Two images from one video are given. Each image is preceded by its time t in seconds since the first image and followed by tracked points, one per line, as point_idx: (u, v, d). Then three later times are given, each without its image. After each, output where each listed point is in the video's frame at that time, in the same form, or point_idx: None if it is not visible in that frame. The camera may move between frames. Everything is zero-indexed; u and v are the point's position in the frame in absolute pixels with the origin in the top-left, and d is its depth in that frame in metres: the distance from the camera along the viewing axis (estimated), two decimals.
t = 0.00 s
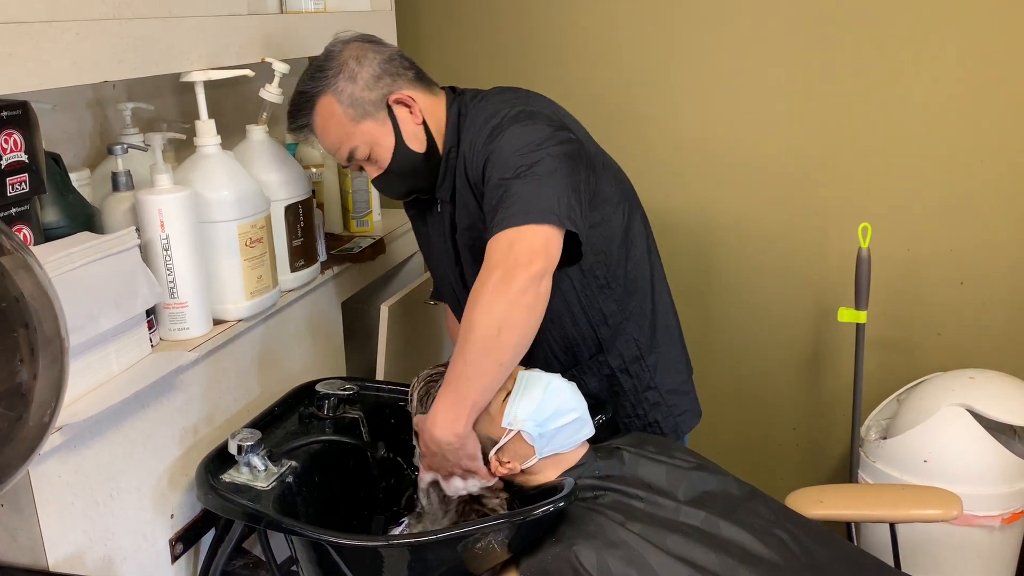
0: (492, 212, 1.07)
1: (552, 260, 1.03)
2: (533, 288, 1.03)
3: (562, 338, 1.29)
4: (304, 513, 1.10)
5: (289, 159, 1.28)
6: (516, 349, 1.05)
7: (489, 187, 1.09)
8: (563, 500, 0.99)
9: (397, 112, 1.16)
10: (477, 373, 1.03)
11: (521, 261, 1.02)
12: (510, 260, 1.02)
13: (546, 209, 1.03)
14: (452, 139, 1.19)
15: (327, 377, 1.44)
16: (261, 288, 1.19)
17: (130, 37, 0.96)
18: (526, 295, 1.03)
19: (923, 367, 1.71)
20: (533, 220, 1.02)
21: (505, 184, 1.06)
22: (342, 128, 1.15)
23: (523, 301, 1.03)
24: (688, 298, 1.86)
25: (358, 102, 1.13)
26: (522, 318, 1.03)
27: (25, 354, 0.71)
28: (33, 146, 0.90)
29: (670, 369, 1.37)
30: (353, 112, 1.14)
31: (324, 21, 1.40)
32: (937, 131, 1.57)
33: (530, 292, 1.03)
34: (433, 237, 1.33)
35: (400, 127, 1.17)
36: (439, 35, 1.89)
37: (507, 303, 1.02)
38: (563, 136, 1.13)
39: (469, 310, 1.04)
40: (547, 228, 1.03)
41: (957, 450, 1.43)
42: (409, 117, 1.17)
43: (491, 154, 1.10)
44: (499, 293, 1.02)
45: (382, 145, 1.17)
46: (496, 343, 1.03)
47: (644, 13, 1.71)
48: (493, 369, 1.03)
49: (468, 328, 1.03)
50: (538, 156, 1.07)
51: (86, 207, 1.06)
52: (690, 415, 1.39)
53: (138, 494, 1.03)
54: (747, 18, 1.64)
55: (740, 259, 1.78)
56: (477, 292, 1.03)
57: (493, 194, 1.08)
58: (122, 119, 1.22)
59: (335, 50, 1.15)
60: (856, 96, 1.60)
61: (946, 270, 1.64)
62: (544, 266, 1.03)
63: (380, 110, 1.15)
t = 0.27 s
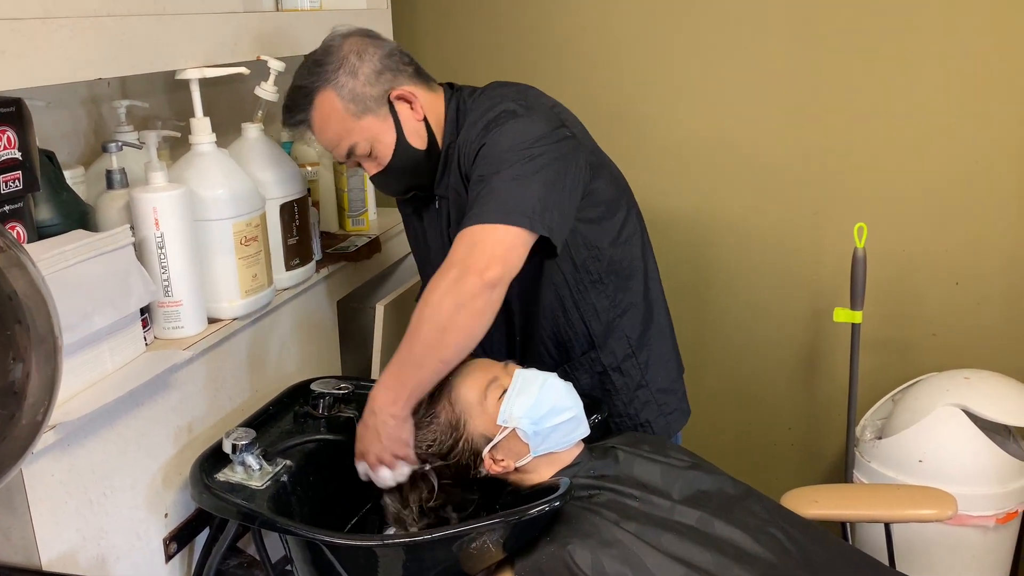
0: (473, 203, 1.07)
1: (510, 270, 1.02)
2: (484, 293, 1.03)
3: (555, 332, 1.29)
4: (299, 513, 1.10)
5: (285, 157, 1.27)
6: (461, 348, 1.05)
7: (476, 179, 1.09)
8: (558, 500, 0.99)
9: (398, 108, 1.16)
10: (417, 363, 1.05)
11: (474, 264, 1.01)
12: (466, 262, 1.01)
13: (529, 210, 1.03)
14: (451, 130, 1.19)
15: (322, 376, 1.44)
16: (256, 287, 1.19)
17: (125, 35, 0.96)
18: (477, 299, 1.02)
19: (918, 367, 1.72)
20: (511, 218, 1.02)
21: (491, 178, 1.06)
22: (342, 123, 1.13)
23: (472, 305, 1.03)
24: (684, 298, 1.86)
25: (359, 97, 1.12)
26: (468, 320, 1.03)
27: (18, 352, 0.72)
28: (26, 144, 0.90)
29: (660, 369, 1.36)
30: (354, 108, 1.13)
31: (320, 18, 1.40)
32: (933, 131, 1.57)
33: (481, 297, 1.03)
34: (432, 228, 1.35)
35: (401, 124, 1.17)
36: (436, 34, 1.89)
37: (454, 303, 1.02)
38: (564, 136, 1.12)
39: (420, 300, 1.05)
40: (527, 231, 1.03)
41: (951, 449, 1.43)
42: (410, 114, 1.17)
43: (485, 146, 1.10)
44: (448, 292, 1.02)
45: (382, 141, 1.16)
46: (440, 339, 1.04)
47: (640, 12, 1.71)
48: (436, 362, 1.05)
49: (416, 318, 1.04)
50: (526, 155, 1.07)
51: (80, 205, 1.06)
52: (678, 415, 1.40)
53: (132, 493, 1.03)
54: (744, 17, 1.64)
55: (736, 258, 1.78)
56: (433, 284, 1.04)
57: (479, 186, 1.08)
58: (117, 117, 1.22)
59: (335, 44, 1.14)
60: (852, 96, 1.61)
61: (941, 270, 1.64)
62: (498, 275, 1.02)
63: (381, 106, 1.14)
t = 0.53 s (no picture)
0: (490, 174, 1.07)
1: (516, 265, 1.05)
2: (492, 282, 1.06)
3: (552, 323, 1.28)
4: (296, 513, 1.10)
5: (283, 157, 1.27)
6: (468, 323, 1.10)
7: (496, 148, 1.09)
8: (556, 500, 0.99)
9: (430, 84, 1.14)
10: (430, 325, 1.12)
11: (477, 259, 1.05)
12: (477, 249, 1.04)
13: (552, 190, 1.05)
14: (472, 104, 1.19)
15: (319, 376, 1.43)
16: (253, 286, 1.19)
17: (121, 34, 0.96)
18: (483, 287, 1.06)
19: (916, 367, 1.72)
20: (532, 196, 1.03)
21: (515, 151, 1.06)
22: (380, 95, 1.08)
23: (480, 290, 1.06)
24: (682, 298, 1.86)
25: (395, 69, 1.08)
26: (474, 302, 1.07)
27: (14, 352, 0.71)
28: (22, 143, 0.90)
29: (649, 375, 1.36)
30: (390, 80, 1.08)
31: (317, 18, 1.40)
32: (931, 131, 1.58)
33: (487, 285, 1.06)
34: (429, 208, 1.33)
35: (431, 99, 1.14)
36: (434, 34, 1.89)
37: (462, 285, 1.06)
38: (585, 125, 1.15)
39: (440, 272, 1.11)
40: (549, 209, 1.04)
41: (949, 449, 1.43)
42: (440, 90, 1.15)
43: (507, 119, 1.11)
44: (459, 273, 1.06)
45: (412, 116, 1.13)
46: (450, 312, 1.09)
47: (638, 13, 1.71)
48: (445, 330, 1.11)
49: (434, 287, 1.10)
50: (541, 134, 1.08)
51: (77, 205, 1.05)
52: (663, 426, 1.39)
53: (129, 493, 1.03)
54: (742, 18, 1.64)
55: (735, 259, 1.78)
56: (448, 262, 1.08)
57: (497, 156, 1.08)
58: (113, 116, 1.21)
59: (366, 11, 1.08)
60: (850, 97, 1.61)
61: (939, 271, 1.64)
62: (506, 268, 1.05)
63: (415, 80, 1.11)
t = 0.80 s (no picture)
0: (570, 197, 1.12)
1: (617, 294, 1.14)
2: (593, 308, 1.14)
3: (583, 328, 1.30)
4: (296, 513, 1.10)
5: (283, 156, 1.27)
6: (561, 347, 1.17)
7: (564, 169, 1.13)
8: (557, 499, 0.98)
9: (456, 70, 1.15)
10: (528, 348, 1.19)
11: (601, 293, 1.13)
12: (603, 278, 1.13)
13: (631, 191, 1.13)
14: (496, 107, 1.21)
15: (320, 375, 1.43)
16: (254, 286, 1.19)
17: (121, 33, 0.95)
18: (584, 310, 1.14)
19: (917, 366, 1.72)
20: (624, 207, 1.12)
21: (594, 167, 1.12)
22: (409, 71, 1.09)
23: (580, 314, 1.14)
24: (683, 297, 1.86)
25: (426, 49, 1.10)
26: (577, 325, 1.15)
27: (13, 351, 0.71)
28: (22, 143, 0.89)
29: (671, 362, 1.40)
30: (420, 59, 1.09)
31: (316, 16, 1.39)
32: (932, 130, 1.57)
33: (586, 311, 1.14)
34: (438, 215, 1.31)
35: (455, 87, 1.15)
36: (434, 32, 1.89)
37: (573, 309, 1.14)
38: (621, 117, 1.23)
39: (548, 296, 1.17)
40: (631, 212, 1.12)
41: (950, 448, 1.43)
42: (465, 79, 1.17)
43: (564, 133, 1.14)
44: (569, 296, 1.14)
45: (435, 99, 1.13)
46: (551, 332, 1.16)
47: (638, 11, 1.70)
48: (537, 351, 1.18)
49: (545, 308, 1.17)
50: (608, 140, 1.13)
51: (77, 204, 1.05)
52: (695, 409, 1.40)
53: (129, 492, 1.03)
54: (742, 16, 1.63)
55: (735, 258, 1.78)
56: (560, 284, 1.15)
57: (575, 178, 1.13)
58: (113, 115, 1.21)
59: None
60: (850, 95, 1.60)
61: (940, 269, 1.64)
62: (605, 298, 1.13)
63: (443, 64, 1.13)
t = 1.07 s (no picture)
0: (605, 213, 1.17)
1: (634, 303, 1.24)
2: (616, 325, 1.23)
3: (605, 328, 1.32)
4: (301, 511, 1.09)
5: (288, 153, 1.27)
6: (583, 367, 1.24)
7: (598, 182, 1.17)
8: (561, 497, 0.98)
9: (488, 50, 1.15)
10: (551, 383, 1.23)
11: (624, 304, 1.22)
12: (619, 307, 1.21)
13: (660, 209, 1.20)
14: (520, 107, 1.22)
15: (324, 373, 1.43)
16: (258, 283, 1.18)
17: (125, 30, 0.95)
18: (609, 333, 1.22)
19: (922, 364, 1.71)
20: (654, 224, 1.19)
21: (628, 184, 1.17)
22: (443, 32, 1.06)
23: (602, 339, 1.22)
24: (687, 295, 1.85)
25: (466, 17, 1.09)
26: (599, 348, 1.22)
27: (19, 349, 0.71)
28: (27, 140, 0.89)
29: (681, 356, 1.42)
30: (459, 25, 1.08)
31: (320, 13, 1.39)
32: (937, 127, 1.57)
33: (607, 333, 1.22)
34: (460, 209, 1.31)
35: (485, 65, 1.14)
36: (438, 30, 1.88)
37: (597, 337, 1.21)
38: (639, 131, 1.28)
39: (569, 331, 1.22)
40: (663, 231, 1.19)
41: (955, 447, 1.42)
42: (495, 61, 1.17)
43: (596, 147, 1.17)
44: (593, 330, 1.20)
45: (464, 70, 1.11)
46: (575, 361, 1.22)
47: (642, 8, 1.70)
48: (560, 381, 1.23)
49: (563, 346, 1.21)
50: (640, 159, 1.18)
51: (81, 202, 1.05)
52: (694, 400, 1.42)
53: (133, 490, 1.03)
54: (746, 13, 1.63)
55: (740, 256, 1.78)
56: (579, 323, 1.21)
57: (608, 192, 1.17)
58: (117, 113, 1.21)
59: None
60: (855, 93, 1.60)
61: (945, 267, 1.64)
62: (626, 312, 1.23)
63: (478, 38, 1.12)
